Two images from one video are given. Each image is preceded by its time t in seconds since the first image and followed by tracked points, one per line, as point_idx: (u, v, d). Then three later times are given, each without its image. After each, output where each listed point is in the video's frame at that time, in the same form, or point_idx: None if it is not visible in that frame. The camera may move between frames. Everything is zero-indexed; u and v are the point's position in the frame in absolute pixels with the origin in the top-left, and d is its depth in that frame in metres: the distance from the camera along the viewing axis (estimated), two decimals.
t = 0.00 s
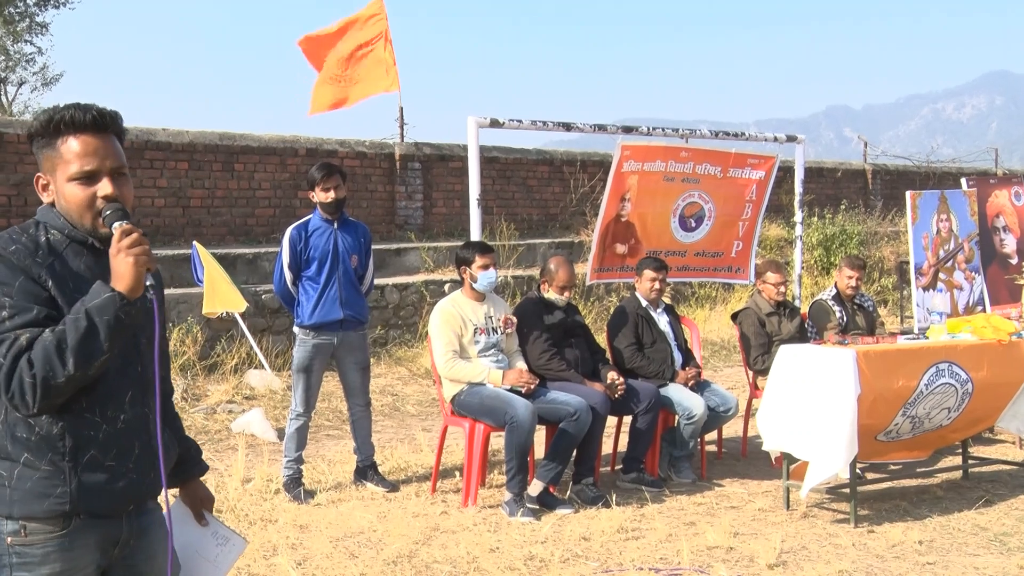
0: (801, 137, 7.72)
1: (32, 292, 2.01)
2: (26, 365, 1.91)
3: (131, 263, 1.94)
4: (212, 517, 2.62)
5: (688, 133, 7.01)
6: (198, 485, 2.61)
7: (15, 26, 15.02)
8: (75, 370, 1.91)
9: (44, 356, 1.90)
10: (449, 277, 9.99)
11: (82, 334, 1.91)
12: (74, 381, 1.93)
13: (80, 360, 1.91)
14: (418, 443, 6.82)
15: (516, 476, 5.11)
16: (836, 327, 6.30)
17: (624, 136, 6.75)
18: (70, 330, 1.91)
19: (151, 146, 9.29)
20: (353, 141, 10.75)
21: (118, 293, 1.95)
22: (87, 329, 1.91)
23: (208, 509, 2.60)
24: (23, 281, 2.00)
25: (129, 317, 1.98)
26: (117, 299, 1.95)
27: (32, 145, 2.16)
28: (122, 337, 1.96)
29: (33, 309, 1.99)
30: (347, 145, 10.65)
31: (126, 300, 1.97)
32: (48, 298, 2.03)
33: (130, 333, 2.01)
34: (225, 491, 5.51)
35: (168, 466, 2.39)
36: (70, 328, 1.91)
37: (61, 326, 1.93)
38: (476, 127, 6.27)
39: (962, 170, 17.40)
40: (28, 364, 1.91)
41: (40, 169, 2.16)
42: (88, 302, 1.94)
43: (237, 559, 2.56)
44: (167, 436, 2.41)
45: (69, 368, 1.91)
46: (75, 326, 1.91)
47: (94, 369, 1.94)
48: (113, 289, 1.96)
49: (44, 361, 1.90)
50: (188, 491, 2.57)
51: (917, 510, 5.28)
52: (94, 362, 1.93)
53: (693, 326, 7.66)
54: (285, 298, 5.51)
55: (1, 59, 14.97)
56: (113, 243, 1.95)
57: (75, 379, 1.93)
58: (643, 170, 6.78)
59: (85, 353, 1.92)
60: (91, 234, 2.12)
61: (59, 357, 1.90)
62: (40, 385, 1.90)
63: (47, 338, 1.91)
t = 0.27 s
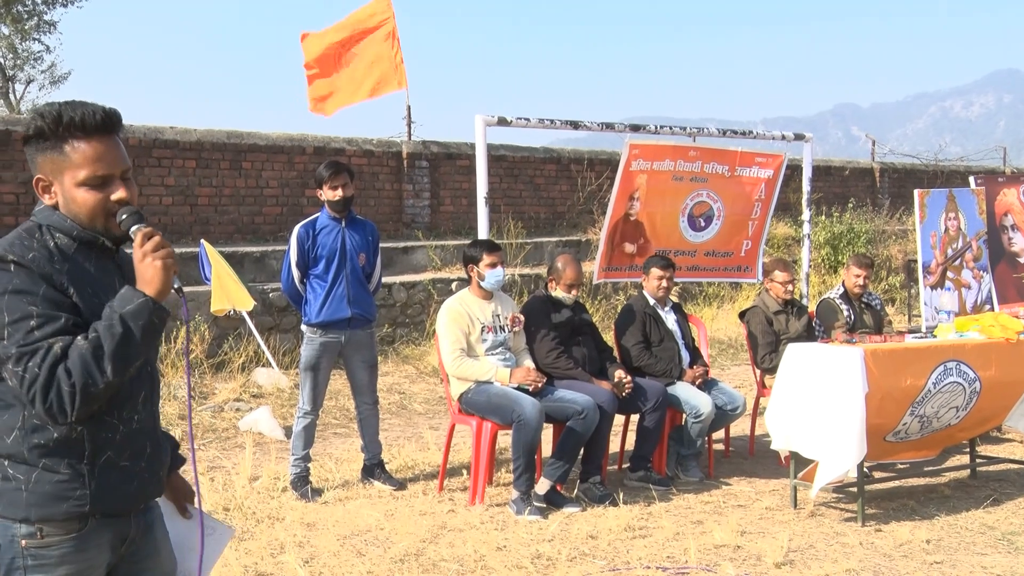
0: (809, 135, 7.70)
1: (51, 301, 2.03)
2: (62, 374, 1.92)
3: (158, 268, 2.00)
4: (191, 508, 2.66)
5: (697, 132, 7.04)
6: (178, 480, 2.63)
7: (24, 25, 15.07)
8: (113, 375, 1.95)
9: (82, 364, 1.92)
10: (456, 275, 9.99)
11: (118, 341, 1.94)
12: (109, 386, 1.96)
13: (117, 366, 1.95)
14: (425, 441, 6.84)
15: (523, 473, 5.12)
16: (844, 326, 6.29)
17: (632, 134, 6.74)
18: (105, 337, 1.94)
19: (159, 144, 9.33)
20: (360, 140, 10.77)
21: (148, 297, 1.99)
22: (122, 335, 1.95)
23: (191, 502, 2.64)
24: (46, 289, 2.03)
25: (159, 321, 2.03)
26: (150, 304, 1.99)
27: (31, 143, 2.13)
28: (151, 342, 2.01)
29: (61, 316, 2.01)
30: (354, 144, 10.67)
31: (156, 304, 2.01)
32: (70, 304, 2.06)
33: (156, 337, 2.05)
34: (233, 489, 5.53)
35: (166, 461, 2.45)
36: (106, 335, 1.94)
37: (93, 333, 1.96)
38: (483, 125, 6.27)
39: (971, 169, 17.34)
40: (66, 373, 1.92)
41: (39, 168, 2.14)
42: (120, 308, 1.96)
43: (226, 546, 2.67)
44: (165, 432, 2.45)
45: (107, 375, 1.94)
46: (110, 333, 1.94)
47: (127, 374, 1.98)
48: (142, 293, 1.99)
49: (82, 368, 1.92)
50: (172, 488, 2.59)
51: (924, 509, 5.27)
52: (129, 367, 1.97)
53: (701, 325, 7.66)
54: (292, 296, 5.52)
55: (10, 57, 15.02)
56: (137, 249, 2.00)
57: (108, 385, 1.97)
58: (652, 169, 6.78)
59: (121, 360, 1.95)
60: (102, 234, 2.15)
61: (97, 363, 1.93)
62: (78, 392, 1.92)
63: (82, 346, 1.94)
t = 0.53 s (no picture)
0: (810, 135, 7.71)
1: (66, 316, 2.03)
2: (72, 398, 1.95)
3: (179, 302, 2.04)
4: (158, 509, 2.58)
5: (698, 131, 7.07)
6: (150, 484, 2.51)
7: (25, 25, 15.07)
8: (121, 403, 1.98)
9: (93, 390, 1.94)
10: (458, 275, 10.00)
11: (131, 370, 1.97)
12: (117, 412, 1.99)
13: (126, 394, 1.98)
14: (427, 441, 6.84)
15: (525, 473, 5.12)
16: (846, 325, 6.29)
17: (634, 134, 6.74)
18: (119, 365, 1.96)
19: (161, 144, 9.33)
20: (361, 139, 10.78)
21: (166, 328, 2.00)
22: (136, 366, 1.97)
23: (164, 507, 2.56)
24: (63, 303, 2.03)
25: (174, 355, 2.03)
26: (169, 339, 2.00)
27: (69, 148, 2.07)
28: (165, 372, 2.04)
29: (73, 336, 2.02)
30: (356, 143, 10.68)
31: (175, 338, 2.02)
32: (84, 320, 2.08)
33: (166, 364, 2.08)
34: (235, 488, 5.53)
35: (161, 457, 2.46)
36: (120, 364, 1.97)
37: (106, 357, 1.98)
38: (485, 124, 6.28)
39: (972, 168, 17.34)
40: (75, 397, 1.95)
41: (68, 173, 2.09)
42: (138, 338, 1.97)
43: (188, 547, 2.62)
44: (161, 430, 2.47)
45: (116, 403, 1.97)
46: (125, 363, 1.96)
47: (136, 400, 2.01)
48: (160, 323, 2.01)
49: (92, 396, 1.94)
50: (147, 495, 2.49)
51: (927, 508, 5.27)
52: (138, 395, 2.00)
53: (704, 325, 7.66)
54: (295, 296, 5.52)
55: (11, 56, 15.03)
56: (160, 283, 2.05)
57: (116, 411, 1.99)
58: (654, 169, 6.78)
59: (131, 389, 1.98)
60: (111, 249, 2.16)
61: (106, 391, 1.96)
62: (85, 417, 1.95)
63: (94, 371, 1.96)
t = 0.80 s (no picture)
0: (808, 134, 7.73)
1: (65, 324, 2.03)
2: (63, 408, 1.95)
3: (181, 321, 2.05)
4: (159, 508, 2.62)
5: (697, 130, 7.05)
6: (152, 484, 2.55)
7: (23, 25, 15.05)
8: (112, 416, 1.98)
9: (86, 401, 1.95)
10: (456, 274, 10.00)
11: (126, 385, 1.97)
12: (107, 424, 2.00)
13: (118, 407, 1.99)
14: (425, 440, 6.84)
15: (523, 472, 5.13)
16: (844, 324, 6.30)
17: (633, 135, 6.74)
18: (114, 379, 1.97)
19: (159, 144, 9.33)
20: (360, 138, 10.78)
21: (165, 345, 2.02)
22: (130, 380, 1.98)
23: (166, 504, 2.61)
24: (64, 310, 2.03)
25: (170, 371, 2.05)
26: (166, 354, 2.01)
27: (90, 158, 2.07)
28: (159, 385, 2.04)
29: (70, 344, 2.02)
30: (354, 142, 10.68)
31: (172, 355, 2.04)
32: (83, 328, 2.07)
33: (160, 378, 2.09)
34: (233, 488, 5.53)
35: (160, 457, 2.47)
36: (115, 377, 1.97)
37: (100, 368, 1.99)
38: (484, 123, 6.28)
39: (970, 166, 17.36)
40: (66, 407, 1.95)
41: (85, 181, 2.09)
42: (135, 353, 1.98)
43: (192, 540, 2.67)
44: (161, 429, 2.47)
45: (107, 415, 1.98)
46: (119, 377, 1.97)
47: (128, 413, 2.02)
48: (159, 339, 2.02)
49: (84, 407, 1.95)
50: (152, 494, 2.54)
51: (924, 507, 5.28)
52: (130, 409, 2.01)
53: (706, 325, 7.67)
54: (294, 295, 5.52)
55: (9, 56, 15.02)
56: (160, 299, 2.05)
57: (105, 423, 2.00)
58: (653, 170, 6.78)
59: (123, 403, 1.99)
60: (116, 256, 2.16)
61: (98, 404, 1.96)
62: (74, 427, 1.95)
63: (88, 382, 1.96)
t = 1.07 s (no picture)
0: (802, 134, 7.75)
1: (58, 320, 2.03)
2: (56, 402, 1.95)
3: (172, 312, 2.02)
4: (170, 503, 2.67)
5: (690, 130, 7.02)
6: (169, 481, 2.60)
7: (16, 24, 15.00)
8: (105, 411, 1.97)
9: (78, 395, 1.95)
10: (450, 275, 10.00)
11: (118, 378, 1.97)
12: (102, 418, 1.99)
13: (111, 401, 1.98)
14: (420, 441, 6.84)
15: (518, 473, 5.13)
16: (837, 325, 6.32)
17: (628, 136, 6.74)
18: (105, 372, 1.96)
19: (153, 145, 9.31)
20: (354, 139, 10.77)
21: (156, 337, 2.00)
22: (122, 374, 1.97)
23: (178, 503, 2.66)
24: (55, 307, 2.03)
25: (163, 363, 2.03)
26: (157, 346, 1.99)
27: (72, 153, 2.07)
28: (153, 380, 2.03)
29: (63, 339, 2.02)
30: (349, 143, 10.67)
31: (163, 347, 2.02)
32: (76, 323, 2.07)
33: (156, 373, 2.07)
34: (228, 489, 5.52)
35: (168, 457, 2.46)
36: (107, 370, 1.96)
37: (93, 364, 1.98)
38: (478, 124, 6.28)
39: (963, 167, 17.42)
40: (60, 401, 1.95)
41: (71, 177, 2.09)
42: (126, 345, 1.98)
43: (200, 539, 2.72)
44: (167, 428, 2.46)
45: (100, 410, 1.97)
46: (111, 370, 1.96)
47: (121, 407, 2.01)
48: (150, 332, 2.00)
49: (77, 401, 1.94)
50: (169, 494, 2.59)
51: (918, 507, 5.30)
52: (123, 403, 2.00)
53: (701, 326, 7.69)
54: (288, 296, 5.51)
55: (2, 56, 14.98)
56: (151, 290, 2.03)
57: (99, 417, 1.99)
58: (649, 172, 6.77)
59: (116, 397, 1.98)
60: (112, 252, 2.15)
61: (91, 397, 1.96)
62: (68, 421, 1.95)
63: (81, 376, 1.96)
